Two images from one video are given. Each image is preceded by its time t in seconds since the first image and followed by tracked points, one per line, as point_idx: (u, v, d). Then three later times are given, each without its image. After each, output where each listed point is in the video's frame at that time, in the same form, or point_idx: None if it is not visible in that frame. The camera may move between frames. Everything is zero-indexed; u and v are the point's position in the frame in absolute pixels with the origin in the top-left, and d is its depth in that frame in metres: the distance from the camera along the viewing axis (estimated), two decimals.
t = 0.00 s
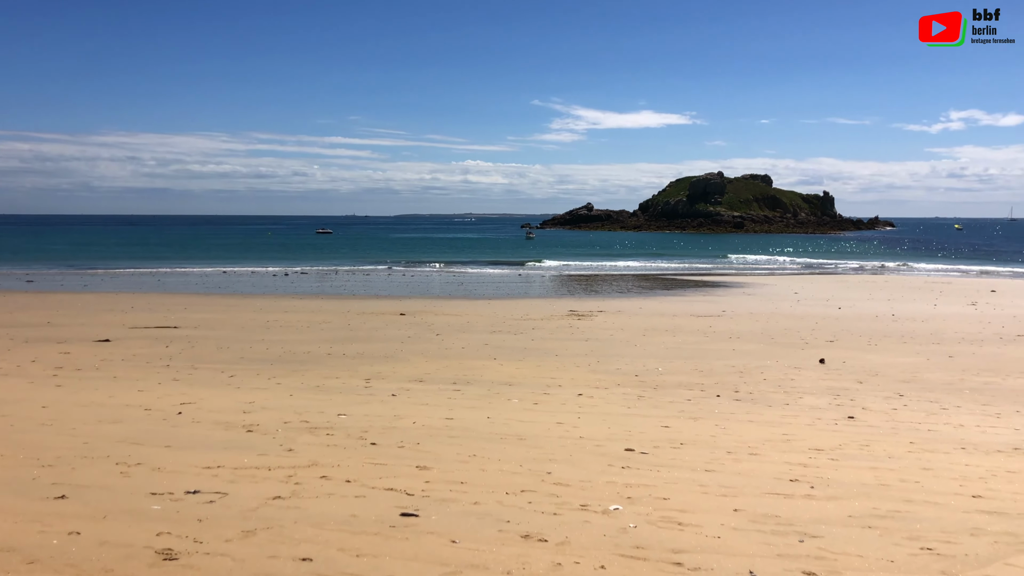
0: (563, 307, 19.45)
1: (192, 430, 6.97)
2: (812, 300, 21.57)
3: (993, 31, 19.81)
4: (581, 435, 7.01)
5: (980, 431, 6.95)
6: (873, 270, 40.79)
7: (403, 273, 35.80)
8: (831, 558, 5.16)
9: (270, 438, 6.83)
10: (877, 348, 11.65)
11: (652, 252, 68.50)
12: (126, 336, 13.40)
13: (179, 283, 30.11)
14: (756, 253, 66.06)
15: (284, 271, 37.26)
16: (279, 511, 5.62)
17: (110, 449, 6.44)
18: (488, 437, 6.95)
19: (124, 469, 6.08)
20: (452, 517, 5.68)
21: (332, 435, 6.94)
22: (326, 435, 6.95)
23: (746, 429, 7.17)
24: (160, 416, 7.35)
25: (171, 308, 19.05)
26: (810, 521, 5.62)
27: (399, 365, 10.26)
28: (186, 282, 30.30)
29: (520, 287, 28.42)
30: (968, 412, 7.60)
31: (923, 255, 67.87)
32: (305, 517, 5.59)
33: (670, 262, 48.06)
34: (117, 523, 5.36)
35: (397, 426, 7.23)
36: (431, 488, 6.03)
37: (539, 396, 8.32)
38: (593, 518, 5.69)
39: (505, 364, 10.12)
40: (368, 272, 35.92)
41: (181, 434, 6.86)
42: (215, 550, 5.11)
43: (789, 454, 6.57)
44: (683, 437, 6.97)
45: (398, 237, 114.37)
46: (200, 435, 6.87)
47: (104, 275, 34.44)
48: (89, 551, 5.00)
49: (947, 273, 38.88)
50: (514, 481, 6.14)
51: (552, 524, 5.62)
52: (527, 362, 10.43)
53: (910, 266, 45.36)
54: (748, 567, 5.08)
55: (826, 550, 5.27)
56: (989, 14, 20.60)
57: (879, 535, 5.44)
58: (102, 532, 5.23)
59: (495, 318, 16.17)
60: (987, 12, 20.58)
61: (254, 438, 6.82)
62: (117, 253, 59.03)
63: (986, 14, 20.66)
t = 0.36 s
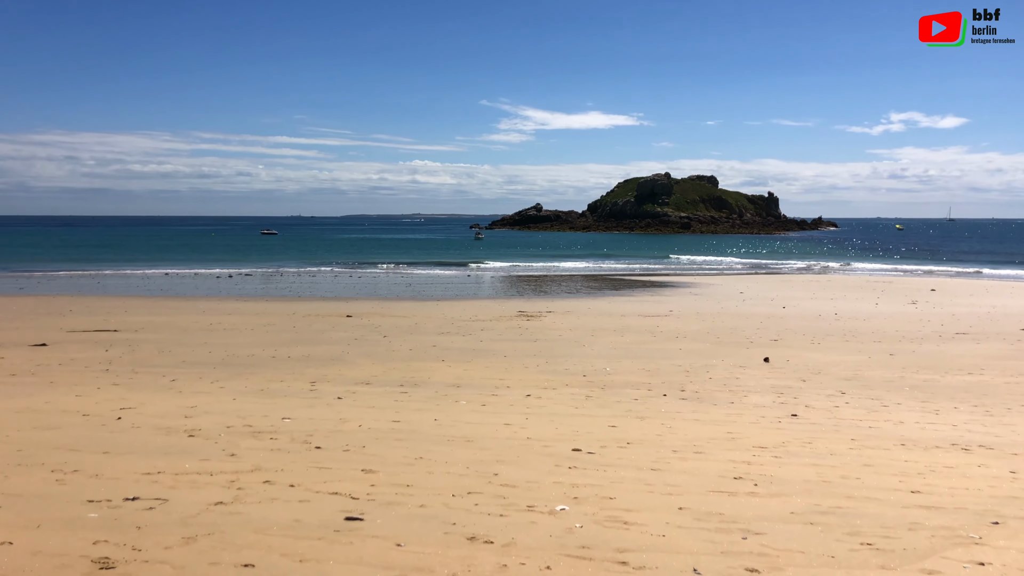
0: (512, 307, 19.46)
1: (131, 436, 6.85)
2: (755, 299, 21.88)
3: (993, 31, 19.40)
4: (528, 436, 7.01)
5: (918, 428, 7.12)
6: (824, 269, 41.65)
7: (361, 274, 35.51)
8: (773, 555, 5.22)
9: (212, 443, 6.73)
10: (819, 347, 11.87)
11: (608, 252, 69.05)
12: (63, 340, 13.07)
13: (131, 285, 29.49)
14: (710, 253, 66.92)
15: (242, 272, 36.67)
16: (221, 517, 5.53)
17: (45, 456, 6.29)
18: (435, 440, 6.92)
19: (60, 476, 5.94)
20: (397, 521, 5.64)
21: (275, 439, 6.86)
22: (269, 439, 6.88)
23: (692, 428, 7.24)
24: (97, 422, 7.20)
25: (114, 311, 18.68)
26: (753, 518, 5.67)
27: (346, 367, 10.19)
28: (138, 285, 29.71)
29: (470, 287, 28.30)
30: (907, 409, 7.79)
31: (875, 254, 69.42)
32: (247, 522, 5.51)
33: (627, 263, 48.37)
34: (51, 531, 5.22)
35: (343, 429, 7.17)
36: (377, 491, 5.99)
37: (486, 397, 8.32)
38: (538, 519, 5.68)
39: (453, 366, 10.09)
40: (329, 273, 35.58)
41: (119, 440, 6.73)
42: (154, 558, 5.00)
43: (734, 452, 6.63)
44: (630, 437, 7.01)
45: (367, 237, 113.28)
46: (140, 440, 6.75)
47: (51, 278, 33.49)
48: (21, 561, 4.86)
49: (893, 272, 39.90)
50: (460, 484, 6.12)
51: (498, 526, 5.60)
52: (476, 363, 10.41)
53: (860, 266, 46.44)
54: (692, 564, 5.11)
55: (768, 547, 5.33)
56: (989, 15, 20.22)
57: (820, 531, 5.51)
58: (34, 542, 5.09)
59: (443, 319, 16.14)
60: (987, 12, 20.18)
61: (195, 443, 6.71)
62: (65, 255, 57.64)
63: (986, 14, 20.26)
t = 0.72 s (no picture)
0: (462, 308, 19.40)
1: (68, 445, 6.68)
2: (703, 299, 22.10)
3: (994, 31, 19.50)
4: (476, 439, 6.98)
5: (861, 425, 7.26)
6: (780, 269, 42.39)
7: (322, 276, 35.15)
8: (719, 553, 5.25)
9: (153, 450, 6.61)
10: (764, 346, 12.03)
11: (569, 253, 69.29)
12: None
13: (83, 290, 28.69)
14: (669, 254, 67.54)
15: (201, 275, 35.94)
16: (161, 525, 5.41)
17: None
18: (382, 443, 6.87)
19: None
20: (342, 526, 5.57)
21: (219, 446, 6.76)
22: (212, 445, 6.77)
23: (640, 428, 7.27)
24: (33, 431, 7.01)
25: (54, 317, 18.17)
26: (699, 516, 5.70)
27: (292, 371, 10.09)
28: (91, 289, 28.93)
29: (419, 289, 28.04)
30: (850, 407, 7.93)
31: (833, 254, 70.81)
32: (188, 531, 5.40)
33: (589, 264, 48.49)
34: None
35: (288, 434, 7.09)
36: (322, 497, 5.92)
37: (435, 400, 8.29)
38: (486, 521, 5.66)
39: (402, 369, 10.02)
40: (289, 276, 35.14)
41: (55, 450, 6.57)
42: (88, 569, 4.87)
43: (680, 451, 6.67)
44: (578, 437, 7.02)
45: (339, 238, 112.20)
46: (77, 449, 6.59)
47: None
48: None
49: (843, 271, 40.87)
50: (407, 488, 6.07)
51: (445, 529, 5.56)
52: (425, 366, 10.36)
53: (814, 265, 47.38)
54: (638, 564, 5.12)
55: (714, 545, 5.36)
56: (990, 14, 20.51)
57: (765, 529, 5.55)
58: None
59: (391, 322, 16.06)
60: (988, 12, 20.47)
61: (136, 450, 6.58)
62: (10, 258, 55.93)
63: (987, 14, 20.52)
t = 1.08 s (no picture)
0: (411, 310, 19.25)
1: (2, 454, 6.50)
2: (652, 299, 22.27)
3: (993, 31, 19.63)
4: (424, 442, 6.94)
5: (806, 423, 7.35)
6: (738, 269, 43.04)
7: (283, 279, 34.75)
8: (664, 552, 5.26)
9: (92, 458, 6.47)
10: (709, 345, 12.17)
11: (530, 254, 69.52)
12: None
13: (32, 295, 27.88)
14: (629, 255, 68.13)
15: (158, 279, 35.20)
16: (99, 535, 5.28)
17: None
18: (328, 448, 6.80)
19: None
20: (287, 532, 5.49)
21: (161, 452, 6.64)
22: (154, 452, 6.65)
23: (589, 428, 7.29)
24: None
25: None
26: (646, 516, 5.72)
27: (237, 376, 9.97)
28: (41, 294, 28.15)
29: (366, 291, 27.68)
30: (795, 405, 8.03)
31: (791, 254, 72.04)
32: (128, 539, 5.28)
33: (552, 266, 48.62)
34: None
35: (232, 439, 6.99)
36: (266, 503, 5.84)
37: (383, 403, 8.24)
38: (433, 525, 5.62)
39: (348, 372, 9.96)
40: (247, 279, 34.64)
41: None
42: None
43: (628, 451, 6.69)
44: (527, 439, 7.01)
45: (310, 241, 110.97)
46: (11, 458, 6.42)
47: None
48: None
49: (793, 271, 41.78)
50: (353, 492, 6.01)
51: (391, 534, 5.51)
52: (372, 369, 10.30)
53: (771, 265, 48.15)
54: (585, 565, 5.11)
55: (660, 544, 5.37)
56: (989, 14, 20.67)
57: (710, 527, 5.58)
58: None
59: (338, 324, 15.93)
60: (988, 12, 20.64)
61: (74, 459, 6.44)
62: None
63: (987, 14, 20.71)
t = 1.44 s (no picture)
0: (358, 312, 19.08)
1: None
2: (603, 300, 22.37)
3: (993, 31, 19.41)
4: (373, 445, 6.89)
5: (752, 421, 7.42)
6: (700, 270, 43.54)
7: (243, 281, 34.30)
8: (612, 552, 5.26)
9: (29, 466, 6.31)
10: (657, 345, 12.28)
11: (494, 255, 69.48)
12: None
13: None
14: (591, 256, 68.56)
15: (114, 282, 34.43)
16: (34, 544, 5.14)
17: None
18: (274, 452, 6.72)
19: None
20: (230, 538, 5.40)
21: (101, 459, 6.51)
22: (94, 458, 6.52)
23: (538, 429, 7.28)
24: None
25: None
26: (594, 516, 5.72)
27: (182, 380, 9.84)
28: None
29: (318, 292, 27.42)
30: (742, 404, 8.12)
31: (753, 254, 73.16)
32: (65, 548, 5.14)
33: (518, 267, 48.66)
34: None
35: (176, 444, 6.89)
36: (210, 509, 5.74)
37: (331, 406, 8.18)
38: (380, 529, 5.56)
39: (294, 375, 9.87)
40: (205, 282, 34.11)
41: None
42: None
43: (577, 452, 6.70)
44: (476, 441, 6.99)
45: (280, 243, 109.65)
46: None
47: None
48: None
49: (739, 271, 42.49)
50: (299, 497, 5.93)
51: (337, 538, 5.44)
52: (320, 372, 10.22)
53: (731, 266, 48.81)
54: (532, 566, 5.09)
55: (608, 544, 5.37)
56: (989, 15, 20.41)
57: (657, 526, 5.60)
58: None
59: (285, 327, 15.79)
60: (987, 12, 20.38)
61: (10, 467, 6.27)
62: None
63: (987, 13, 20.44)
